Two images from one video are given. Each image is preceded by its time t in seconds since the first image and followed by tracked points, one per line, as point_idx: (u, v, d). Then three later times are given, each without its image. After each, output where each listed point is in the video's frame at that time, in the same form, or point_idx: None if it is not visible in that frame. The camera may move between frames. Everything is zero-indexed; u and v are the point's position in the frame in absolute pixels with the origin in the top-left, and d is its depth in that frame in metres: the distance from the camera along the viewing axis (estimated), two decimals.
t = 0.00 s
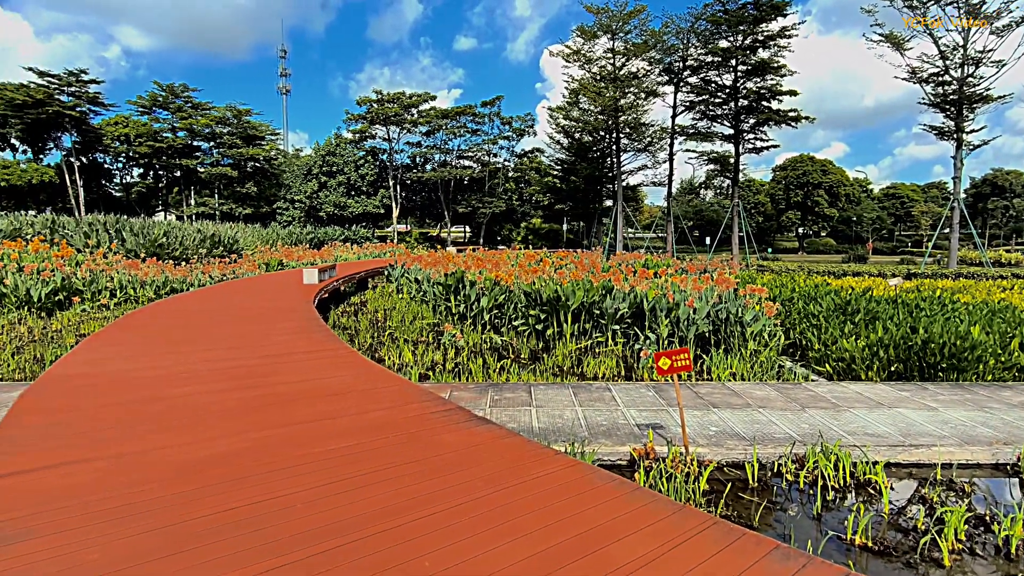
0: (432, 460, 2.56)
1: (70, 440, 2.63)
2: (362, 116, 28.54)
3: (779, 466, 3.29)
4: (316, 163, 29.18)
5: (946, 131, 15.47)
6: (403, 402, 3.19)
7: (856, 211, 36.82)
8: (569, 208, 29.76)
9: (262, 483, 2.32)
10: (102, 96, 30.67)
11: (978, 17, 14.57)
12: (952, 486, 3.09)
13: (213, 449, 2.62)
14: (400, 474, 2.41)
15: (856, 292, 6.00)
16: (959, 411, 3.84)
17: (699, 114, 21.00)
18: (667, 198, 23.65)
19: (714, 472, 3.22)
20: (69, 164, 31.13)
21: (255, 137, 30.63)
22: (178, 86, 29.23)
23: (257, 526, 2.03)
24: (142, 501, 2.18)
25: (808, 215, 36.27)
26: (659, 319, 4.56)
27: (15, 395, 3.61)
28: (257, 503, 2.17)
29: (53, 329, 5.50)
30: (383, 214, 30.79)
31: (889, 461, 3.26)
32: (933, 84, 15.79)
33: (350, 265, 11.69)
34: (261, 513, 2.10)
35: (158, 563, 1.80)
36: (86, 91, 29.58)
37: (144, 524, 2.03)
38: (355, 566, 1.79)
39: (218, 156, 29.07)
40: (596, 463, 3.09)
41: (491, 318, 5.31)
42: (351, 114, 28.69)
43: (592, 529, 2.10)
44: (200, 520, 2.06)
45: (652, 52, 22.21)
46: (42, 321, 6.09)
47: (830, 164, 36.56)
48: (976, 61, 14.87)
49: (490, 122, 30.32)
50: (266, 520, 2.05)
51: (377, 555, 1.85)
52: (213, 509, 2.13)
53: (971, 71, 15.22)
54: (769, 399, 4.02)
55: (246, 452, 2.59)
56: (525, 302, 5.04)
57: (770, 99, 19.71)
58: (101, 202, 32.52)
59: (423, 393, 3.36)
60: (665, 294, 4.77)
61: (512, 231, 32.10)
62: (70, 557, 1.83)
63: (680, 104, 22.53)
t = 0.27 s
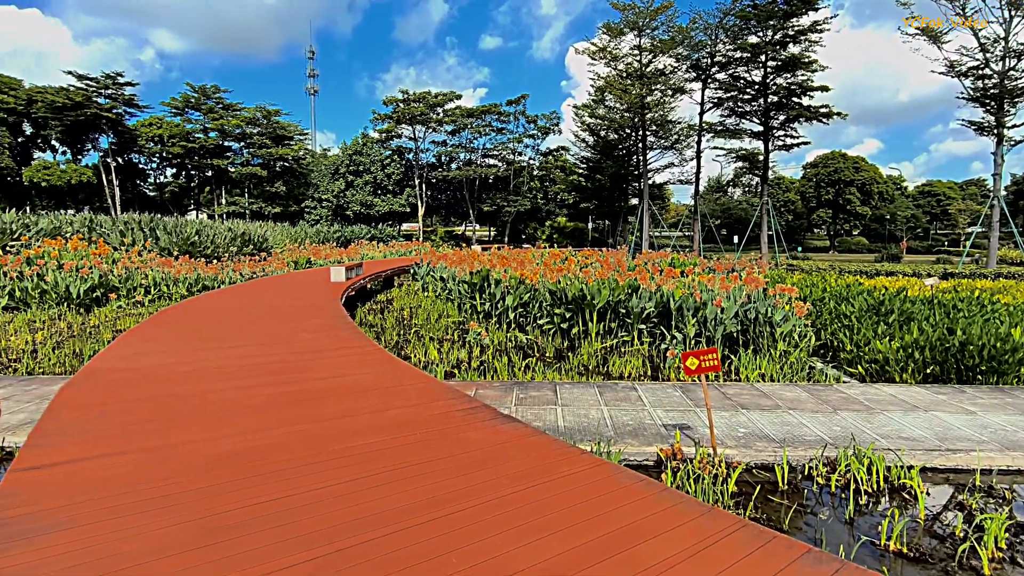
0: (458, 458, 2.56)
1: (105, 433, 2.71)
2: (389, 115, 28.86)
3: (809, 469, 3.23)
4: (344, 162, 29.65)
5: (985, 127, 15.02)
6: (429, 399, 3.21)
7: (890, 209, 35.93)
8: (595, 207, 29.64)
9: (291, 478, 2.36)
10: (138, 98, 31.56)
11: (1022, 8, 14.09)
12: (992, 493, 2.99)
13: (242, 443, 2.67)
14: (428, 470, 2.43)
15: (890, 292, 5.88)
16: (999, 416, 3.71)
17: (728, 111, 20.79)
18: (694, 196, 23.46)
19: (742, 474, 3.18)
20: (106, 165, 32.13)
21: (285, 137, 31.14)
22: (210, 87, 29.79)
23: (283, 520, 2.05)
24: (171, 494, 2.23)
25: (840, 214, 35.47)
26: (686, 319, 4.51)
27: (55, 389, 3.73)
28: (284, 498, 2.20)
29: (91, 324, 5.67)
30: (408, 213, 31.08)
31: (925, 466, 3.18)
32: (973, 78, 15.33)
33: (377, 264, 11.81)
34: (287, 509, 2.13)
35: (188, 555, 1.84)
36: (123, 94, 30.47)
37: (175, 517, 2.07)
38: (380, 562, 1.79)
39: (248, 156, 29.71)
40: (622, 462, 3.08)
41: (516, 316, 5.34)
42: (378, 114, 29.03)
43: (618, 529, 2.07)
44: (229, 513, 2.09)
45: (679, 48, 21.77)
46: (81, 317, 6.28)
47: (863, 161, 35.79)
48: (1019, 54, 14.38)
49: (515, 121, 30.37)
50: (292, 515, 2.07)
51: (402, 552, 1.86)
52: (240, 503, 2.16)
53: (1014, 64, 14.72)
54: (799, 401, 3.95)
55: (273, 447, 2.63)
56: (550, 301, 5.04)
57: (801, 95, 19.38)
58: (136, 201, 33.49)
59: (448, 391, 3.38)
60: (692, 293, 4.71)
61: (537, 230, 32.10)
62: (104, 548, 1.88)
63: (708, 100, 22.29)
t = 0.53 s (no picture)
0: (485, 455, 2.57)
1: (141, 426, 2.78)
2: (416, 115, 29.15)
3: (842, 473, 3.16)
4: (372, 161, 30.08)
5: None
6: (456, 396, 3.23)
7: (928, 207, 34.90)
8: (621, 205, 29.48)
9: (320, 473, 2.39)
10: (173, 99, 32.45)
11: None
12: None
13: (273, 437, 2.71)
14: (454, 468, 2.44)
15: (927, 292, 5.73)
16: None
17: (759, 107, 20.47)
18: (723, 194, 23.21)
19: (773, 477, 3.13)
20: (143, 165, 33.14)
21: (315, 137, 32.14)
22: (243, 89, 30.85)
23: (311, 514, 2.08)
24: (205, 486, 2.28)
25: (874, 211, 35.03)
26: (715, 318, 4.46)
27: (95, 382, 3.86)
28: (313, 492, 2.23)
29: (129, 320, 5.84)
30: (435, 211, 31.35)
31: (965, 471, 3.08)
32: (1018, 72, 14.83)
33: (404, 262, 11.93)
34: (315, 503, 2.15)
35: (219, 546, 1.88)
36: (159, 96, 31.35)
37: (208, 509, 2.12)
38: (407, 558, 1.81)
39: (279, 156, 30.16)
40: (650, 463, 3.05)
41: (542, 314, 5.36)
42: (406, 113, 29.34)
43: (647, 530, 2.05)
44: (259, 507, 2.13)
45: (709, 44, 21.78)
46: (119, 313, 6.48)
47: (899, 158, 34.93)
48: None
49: (542, 119, 30.38)
50: (320, 510, 2.10)
51: (428, 548, 1.87)
52: (271, 497, 2.20)
53: None
54: (832, 403, 3.87)
55: (303, 442, 2.67)
56: (577, 299, 5.04)
57: (834, 91, 19.00)
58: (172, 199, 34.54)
59: (475, 388, 3.39)
60: (721, 292, 4.66)
61: (563, 229, 32.03)
62: (140, 540, 1.93)
63: (738, 97, 22.00)
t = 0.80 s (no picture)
0: (513, 454, 2.56)
1: (179, 419, 2.86)
2: (445, 114, 29.40)
3: (880, 478, 3.07)
4: (401, 160, 30.42)
5: None
6: (485, 395, 3.24)
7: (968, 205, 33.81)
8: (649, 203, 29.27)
9: (353, 467, 2.43)
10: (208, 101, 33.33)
11: None
12: None
13: (306, 433, 2.76)
14: (484, 465, 2.44)
15: (969, 293, 5.56)
16: None
17: (792, 103, 20.10)
18: (755, 192, 22.88)
19: (806, 480, 3.07)
20: (180, 165, 34.11)
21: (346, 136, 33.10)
22: (275, 90, 31.84)
23: (341, 509, 2.11)
24: (239, 480, 2.33)
25: (911, 210, 34.07)
26: (746, 319, 4.39)
27: (135, 376, 3.98)
28: (342, 488, 2.26)
29: (166, 316, 6.01)
30: (463, 210, 31.50)
31: (1010, 479, 2.97)
32: None
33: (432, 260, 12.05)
34: (345, 498, 2.18)
35: (253, 539, 1.92)
36: (194, 97, 32.24)
37: (241, 502, 2.16)
38: (439, 554, 1.82)
39: (310, 156, 30.70)
40: (679, 464, 3.02)
41: (570, 313, 5.37)
42: (434, 112, 29.62)
43: (677, 532, 2.01)
44: (291, 501, 2.17)
45: (741, 40, 20.85)
46: (157, 309, 6.69)
47: (938, 154, 34.03)
48: None
49: (569, 117, 30.36)
50: (350, 504, 2.12)
51: (460, 545, 1.87)
52: (302, 491, 2.23)
53: None
54: (868, 406, 3.77)
55: (334, 437, 2.70)
56: (605, 298, 5.03)
57: (871, 85, 18.59)
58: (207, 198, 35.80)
59: (504, 386, 3.40)
60: (753, 292, 4.59)
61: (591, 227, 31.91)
62: (178, 531, 1.98)
63: (771, 93, 21.68)
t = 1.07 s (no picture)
0: (544, 454, 2.55)
1: (215, 412, 2.93)
2: (474, 113, 29.56)
3: (922, 484, 2.98)
4: (431, 159, 30.70)
5: None
6: (515, 394, 3.24)
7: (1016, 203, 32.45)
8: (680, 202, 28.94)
9: (385, 463, 2.46)
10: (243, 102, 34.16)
11: None
12: None
13: (339, 428, 2.80)
14: (515, 463, 2.45)
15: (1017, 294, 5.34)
16: None
17: (828, 99, 19.66)
18: (790, 190, 22.40)
19: (843, 485, 2.99)
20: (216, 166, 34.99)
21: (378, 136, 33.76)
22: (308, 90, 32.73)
23: (372, 506, 2.13)
24: (273, 474, 2.37)
25: (954, 208, 32.75)
26: (781, 320, 4.31)
27: (174, 371, 4.08)
28: (374, 484, 2.28)
29: (203, 312, 6.18)
30: (491, 209, 31.56)
31: None
32: None
33: (462, 258, 12.11)
34: (377, 495, 2.20)
35: (286, 533, 1.96)
36: (231, 99, 33.07)
37: (275, 497, 2.21)
38: (470, 551, 1.83)
39: (341, 156, 31.79)
40: (712, 466, 2.98)
41: (599, 313, 5.37)
42: (463, 112, 29.81)
43: (710, 536, 1.97)
44: (323, 495, 2.20)
45: (775, 34, 21.08)
46: (194, 306, 6.87)
47: (983, 151, 32.78)
48: None
49: (599, 115, 30.19)
50: (380, 501, 2.14)
51: (490, 543, 1.87)
52: (333, 487, 2.27)
53: None
54: (909, 411, 3.66)
55: (365, 434, 2.73)
56: (635, 298, 5.00)
57: (913, 80, 18.01)
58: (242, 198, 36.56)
59: (533, 386, 3.40)
60: (787, 293, 4.51)
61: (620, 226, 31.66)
62: (213, 524, 2.03)
63: (807, 89, 21.26)
